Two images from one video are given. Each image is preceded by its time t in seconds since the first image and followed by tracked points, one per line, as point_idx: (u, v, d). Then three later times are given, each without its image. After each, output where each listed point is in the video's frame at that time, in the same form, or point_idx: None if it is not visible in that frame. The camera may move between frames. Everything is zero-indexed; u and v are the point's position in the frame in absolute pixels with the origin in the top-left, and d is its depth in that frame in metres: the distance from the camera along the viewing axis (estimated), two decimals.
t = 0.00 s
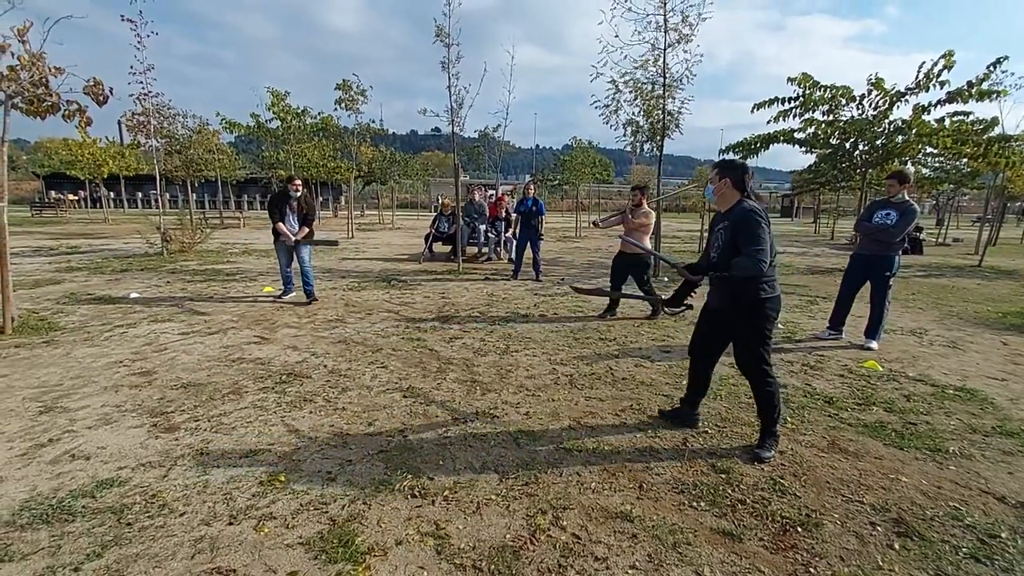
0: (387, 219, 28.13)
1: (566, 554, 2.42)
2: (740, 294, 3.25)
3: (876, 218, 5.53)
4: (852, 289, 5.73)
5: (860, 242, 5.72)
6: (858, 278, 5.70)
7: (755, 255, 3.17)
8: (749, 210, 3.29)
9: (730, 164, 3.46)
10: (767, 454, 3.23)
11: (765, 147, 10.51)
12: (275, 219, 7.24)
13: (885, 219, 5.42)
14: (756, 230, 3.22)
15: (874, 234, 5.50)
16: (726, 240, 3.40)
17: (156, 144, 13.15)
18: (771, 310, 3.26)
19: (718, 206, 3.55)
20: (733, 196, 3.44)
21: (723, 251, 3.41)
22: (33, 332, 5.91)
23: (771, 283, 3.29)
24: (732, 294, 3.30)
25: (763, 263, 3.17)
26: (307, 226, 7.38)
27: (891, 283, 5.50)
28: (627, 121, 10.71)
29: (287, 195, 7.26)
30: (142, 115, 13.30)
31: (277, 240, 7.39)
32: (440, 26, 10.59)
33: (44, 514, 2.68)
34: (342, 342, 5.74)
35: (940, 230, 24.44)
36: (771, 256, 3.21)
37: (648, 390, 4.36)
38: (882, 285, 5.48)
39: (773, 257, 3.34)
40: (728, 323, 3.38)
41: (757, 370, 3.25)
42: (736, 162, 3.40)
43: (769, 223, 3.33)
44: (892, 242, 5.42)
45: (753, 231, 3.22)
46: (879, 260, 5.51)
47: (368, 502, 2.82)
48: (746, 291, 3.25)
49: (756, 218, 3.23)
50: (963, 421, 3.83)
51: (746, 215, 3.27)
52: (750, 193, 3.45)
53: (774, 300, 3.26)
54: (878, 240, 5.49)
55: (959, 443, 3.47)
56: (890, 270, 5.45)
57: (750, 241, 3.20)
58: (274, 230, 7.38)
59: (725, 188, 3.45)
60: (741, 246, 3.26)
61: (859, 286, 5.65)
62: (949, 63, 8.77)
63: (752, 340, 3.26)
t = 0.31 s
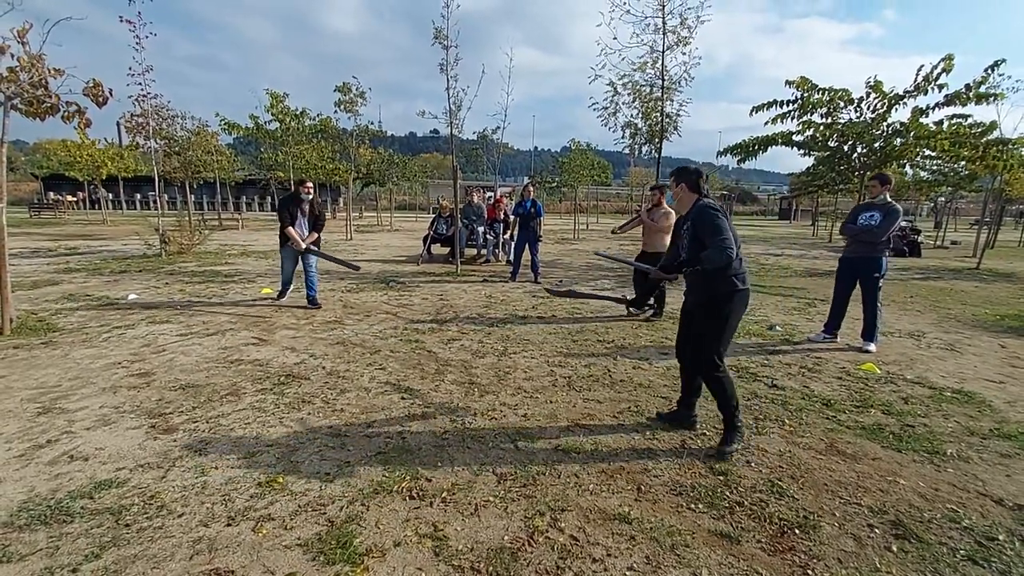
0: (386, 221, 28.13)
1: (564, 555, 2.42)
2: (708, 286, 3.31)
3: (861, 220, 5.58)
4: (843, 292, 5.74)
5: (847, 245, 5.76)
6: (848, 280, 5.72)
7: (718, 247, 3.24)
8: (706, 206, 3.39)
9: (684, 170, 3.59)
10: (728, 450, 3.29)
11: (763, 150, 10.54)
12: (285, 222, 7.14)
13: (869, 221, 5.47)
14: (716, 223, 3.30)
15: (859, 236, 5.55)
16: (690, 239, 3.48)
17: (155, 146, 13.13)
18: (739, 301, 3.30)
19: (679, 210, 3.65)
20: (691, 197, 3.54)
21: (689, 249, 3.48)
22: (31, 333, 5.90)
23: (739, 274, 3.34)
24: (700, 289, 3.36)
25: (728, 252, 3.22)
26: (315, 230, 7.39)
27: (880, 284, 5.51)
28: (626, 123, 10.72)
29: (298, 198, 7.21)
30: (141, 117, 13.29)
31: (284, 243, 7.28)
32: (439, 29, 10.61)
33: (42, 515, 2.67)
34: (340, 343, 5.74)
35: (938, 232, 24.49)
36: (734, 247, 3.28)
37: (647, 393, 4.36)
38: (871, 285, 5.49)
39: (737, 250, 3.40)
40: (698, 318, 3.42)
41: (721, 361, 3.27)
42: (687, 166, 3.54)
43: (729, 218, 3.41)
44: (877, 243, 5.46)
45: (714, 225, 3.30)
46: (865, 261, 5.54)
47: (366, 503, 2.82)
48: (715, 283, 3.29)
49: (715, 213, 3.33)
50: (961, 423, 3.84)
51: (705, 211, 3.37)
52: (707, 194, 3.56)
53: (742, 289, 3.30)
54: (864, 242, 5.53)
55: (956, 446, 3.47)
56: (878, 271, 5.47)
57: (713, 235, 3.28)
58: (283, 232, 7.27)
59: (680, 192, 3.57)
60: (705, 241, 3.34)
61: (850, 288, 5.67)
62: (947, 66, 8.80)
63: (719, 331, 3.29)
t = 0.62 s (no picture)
0: (384, 222, 28.12)
1: (562, 556, 2.42)
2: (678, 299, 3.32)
3: (844, 222, 5.59)
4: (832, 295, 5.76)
5: (832, 247, 5.78)
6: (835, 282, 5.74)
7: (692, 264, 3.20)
8: (691, 219, 3.30)
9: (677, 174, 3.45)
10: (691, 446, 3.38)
11: (761, 151, 10.56)
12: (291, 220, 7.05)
13: (852, 223, 5.49)
14: (697, 239, 3.23)
15: (843, 238, 5.57)
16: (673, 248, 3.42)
17: (153, 146, 13.12)
18: (710, 316, 3.32)
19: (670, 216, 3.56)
20: (679, 206, 3.45)
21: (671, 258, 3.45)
22: (29, 334, 5.89)
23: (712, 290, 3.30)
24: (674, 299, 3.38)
25: (703, 270, 3.20)
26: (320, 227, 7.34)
27: (865, 284, 5.53)
28: (624, 125, 10.74)
29: (304, 195, 7.21)
30: (139, 117, 13.27)
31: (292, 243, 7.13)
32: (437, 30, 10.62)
33: (40, 516, 2.66)
34: (339, 344, 5.74)
35: (936, 234, 24.52)
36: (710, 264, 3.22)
37: (645, 394, 4.36)
38: (857, 286, 5.50)
39: (717, 264, 3.37)
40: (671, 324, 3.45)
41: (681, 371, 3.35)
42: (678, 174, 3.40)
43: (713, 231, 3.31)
44: (862, 243, 5.47)
45: (694, 240, 3.23)
46: (850, 262, 5.56)
47: (365, 504, 2.81)
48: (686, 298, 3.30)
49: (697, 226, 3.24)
50: (959, 425, 3.84)
51: (688, 224, 3.29)
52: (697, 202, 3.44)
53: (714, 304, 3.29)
54: (848, 243, 5.55)
55: (954, 447, 3.48)
56: (864, 271, 5.49)
57: (690, 250, 3.22)
58: (290, 230, 7.13)
59: (672, 197, 3.46)
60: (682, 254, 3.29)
61: (838, 290, 5.69)
62: (945, 68, 8.82)
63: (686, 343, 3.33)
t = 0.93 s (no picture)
0: (383, 223, 28.11)
1: (560, 558, 2.42)
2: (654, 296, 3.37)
3: (834, 223, 5.62)
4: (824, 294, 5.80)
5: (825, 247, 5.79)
6: (828, 283, 5.77)
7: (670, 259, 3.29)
8: (662, 217, 3.38)
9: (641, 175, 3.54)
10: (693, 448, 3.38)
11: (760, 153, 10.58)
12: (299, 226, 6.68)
13: (840, 224, 5.52)
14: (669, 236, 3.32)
15: (832, 239, 5.60)
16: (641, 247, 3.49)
17: (151, 147, 13.11)
18: (682, 311, 3.37)
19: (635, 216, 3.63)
20: (646, 206, 3.52)
21: (641, 257, 3.51)
22: (27, 334, 5.89)
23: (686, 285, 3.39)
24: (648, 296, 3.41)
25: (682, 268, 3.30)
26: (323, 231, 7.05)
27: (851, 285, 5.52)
28: (623, 126, 10.76)
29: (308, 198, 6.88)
30: (139, 117, 13.27)
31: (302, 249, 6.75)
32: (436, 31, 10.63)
33: (38, 517, 2.65)
34: (337, 345, 5.74)
35: (934, 236, 24.56)
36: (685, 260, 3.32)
37: (643, 395, 4.37)
38: (844, 287, 5.52)
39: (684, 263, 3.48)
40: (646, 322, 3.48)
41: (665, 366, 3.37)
42: (643, 174, 3.48)
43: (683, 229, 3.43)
44: (849, 244, 5.48)
45: (667, 236, 3.32)
46: (838, 262, 5.58)
47: (363, 505, 2.81)
48: (662, 294, 3.34)
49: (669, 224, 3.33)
50: (957, 427, 3.85)
51: (659, 223, 3.36)
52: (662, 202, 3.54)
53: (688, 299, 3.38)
54: (837, 244, 5.56)
55: (952, 449, 3.48)
56: (851, 273, 5.49)
57: (665, 247, 3.30)
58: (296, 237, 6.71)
59: (636, 198, 3.52)
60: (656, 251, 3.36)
61: (828, 290, 5.71)
62: (943, 71, 8.85)
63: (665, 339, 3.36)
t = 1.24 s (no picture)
0: (383, 223, 28.12)
1: (559, 558, 2.42)
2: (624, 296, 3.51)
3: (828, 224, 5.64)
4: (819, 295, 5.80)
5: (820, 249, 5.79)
6: (823, 283, 5.77)
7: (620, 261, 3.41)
8: (621, 223, 3.52)
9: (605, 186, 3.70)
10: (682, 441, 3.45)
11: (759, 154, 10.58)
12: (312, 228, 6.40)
13: (833, 224, 5.54)
14: (624, 239, 3.45)
15: (825, 240, 5.60)
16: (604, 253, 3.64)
17: (151, 147, 13.11)
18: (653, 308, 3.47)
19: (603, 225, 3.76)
20: (611, 212, 3.65)
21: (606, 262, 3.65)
22: (27, 334, 5.88)
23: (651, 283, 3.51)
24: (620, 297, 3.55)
25: (627, 267, 3.39)
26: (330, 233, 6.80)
27: (843, 286, 5.49)
28: (622, 127, 10.76)
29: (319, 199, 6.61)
30: (139, 118, 13.28)
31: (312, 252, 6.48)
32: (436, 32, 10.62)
33: (37, 517, 2.65)
34: (337, 345, 5.74)
35: (934, 236, 24.58)
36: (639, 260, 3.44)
37: (642, 396, 4.36)
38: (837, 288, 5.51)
39: (646, 263, 3.54)
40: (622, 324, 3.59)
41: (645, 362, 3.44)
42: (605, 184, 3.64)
43: (642, 231, 3.55)
44: (842, 244, 5.49)
45: (624, 239, 3.45)
46: (831, 263, 5.57)
47: (362, 506, 2.81)
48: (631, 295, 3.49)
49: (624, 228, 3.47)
50: (957, 428, 3.84)
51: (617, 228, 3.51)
52: (627, 208, 3.67)
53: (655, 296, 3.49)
54: (830, 244, 5.57)
55: (952, 450, 3.48)
56: (844, 273, 5.47)
57: (618, 250, 3.43)
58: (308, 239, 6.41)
59: (603, 207, 3.67)
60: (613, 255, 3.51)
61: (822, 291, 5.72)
62: (943, 71, 8.85)
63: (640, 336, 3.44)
